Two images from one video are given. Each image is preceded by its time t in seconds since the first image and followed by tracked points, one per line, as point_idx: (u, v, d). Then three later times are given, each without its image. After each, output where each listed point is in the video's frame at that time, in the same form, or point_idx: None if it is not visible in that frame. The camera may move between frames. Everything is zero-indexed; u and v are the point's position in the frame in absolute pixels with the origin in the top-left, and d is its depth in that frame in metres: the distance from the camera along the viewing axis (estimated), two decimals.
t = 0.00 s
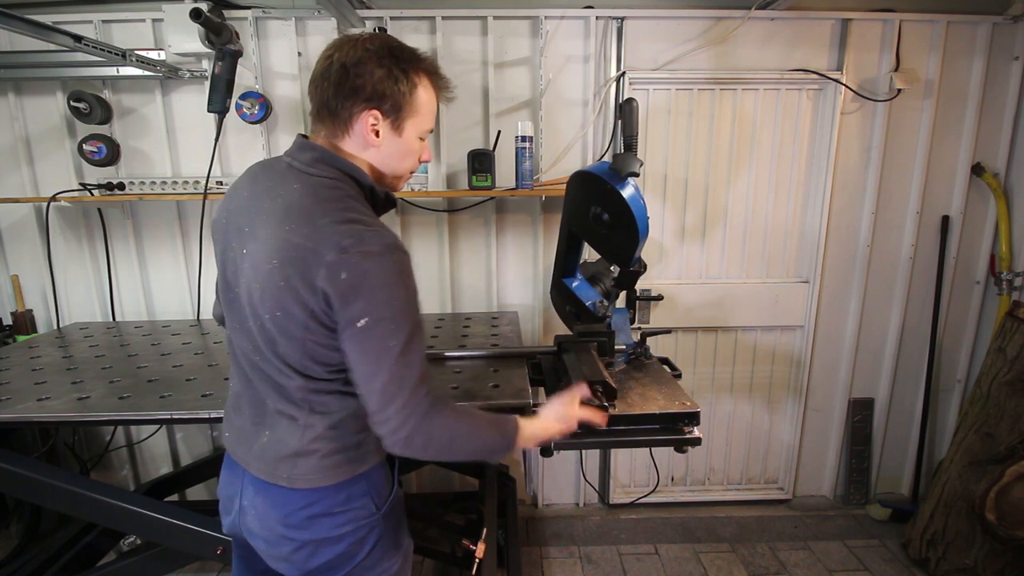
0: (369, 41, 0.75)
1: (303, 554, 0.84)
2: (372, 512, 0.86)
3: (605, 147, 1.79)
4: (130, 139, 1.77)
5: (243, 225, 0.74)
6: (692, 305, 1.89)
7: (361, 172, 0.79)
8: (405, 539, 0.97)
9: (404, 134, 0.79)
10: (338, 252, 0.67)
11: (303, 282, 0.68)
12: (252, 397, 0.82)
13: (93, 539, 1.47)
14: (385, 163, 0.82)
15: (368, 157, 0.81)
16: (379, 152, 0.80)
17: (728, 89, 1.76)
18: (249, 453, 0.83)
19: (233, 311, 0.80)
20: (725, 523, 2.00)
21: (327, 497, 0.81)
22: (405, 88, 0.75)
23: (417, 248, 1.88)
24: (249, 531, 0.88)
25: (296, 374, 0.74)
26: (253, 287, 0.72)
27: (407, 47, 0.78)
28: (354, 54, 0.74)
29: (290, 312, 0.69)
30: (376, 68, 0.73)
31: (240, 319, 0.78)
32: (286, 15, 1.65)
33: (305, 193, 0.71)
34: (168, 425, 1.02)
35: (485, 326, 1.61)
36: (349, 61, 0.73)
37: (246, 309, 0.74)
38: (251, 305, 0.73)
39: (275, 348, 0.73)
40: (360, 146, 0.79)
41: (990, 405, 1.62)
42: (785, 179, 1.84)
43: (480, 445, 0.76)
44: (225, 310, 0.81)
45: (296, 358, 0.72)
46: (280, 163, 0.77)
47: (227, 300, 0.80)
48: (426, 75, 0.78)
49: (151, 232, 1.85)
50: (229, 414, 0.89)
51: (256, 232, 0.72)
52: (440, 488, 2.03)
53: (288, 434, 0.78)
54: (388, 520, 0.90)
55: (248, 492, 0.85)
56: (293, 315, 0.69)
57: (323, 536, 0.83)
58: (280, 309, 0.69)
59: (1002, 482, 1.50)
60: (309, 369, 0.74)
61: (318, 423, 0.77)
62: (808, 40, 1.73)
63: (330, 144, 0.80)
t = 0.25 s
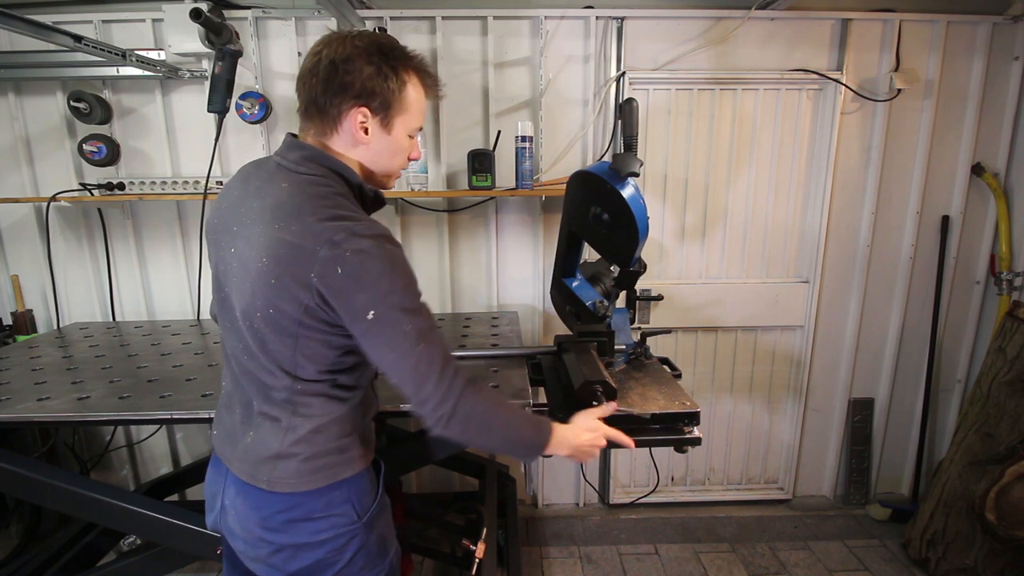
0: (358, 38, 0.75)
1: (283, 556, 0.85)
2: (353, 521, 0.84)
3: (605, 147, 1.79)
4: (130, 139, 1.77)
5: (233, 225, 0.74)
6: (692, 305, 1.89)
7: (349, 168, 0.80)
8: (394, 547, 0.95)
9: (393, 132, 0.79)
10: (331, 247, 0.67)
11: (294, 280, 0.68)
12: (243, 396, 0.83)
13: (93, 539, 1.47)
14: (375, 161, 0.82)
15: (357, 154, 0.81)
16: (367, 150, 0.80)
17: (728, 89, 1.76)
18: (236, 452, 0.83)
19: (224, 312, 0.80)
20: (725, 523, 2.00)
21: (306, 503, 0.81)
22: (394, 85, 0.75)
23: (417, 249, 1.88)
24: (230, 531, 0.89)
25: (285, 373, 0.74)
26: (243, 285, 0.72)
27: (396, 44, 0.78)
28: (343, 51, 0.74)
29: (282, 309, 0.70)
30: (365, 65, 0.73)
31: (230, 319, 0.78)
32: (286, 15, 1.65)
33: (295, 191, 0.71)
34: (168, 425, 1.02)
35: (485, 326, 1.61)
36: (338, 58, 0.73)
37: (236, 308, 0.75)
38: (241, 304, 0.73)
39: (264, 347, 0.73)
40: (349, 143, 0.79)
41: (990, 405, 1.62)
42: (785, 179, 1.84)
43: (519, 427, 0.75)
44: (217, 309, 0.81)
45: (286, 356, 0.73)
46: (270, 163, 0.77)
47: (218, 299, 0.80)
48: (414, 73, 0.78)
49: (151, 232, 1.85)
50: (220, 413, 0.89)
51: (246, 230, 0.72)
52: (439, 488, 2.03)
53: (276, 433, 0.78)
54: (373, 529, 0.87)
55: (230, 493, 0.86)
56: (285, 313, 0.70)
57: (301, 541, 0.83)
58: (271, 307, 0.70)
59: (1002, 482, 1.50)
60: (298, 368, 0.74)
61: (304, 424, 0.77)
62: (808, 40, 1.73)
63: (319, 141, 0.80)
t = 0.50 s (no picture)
0: (356, 38, 0.75)
1: (278, 555, 0.84)
2: (350, 520, 0.84)
3: (605, 147, 1.79)
4: (130, 139, 1.77)
5: (227, 226, 0.74)
6: (692, 305, 1.89)
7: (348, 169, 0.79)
8: (390, 545, 0.96)
9: (392, 131, 0.79)
10: (323, 253, 0.67)
11: (287, 284, 0.68)
12: (237, 397, 0.82)
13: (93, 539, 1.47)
14: (374, 161, 0.82)
15: (356, 154, 0.80)
16: (366, 150, 0.80)
17: (727, 89, 1.76)
18: (230, 453, 0.83)
19: (218, 313, 0.80)
20: (725, 523, 2.01)
21: (302, 502, 0.81)
22: (393, 85, 0.75)
23: (417, 249, 1.88)
24: (224, 531, 0.89)
25: (278, 375, 0.74)
26: (236, 287, 0.72)
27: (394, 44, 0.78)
28: (342, 50, 0.74)
29: (275, 313, 0.70)
30: (364, 64, 0.73)
31: (225, 320, 0.78)
32: (286, 15, 1.65)
33: (290, 193, 0.71)
34: (168, 425, 1.02)
35: (484, 326, 1.61)
36: (337, 57, 0.73)
37: (229, 309, 0.75)
38: (235, 306, 0.73)
39: (256, 349, 0.73)
40: (348, 143, 0.78)
41: (990, 405, 1.62)
42: (785, 179, 1.84)
43: (524, 421, 0.76)
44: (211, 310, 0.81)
45: (279, 358, 0.73)
46: (266, 163, 0.77)
47: (211, 300, 0.80)
48: (413, 72, 0.79)
49: (151, 232, 1.85)
50: (214, 414, 0.89)
51: (239, 232, 0.72)
52: (439, 488, 2.03)
53: (270, 435, 0.78)
54: (368, 527, 0.88)
55: (226, 492, 0.86)
56: (278, 316, 0.70)
57: (295, 540, 0.83)
58: (264, 310, 0.70)
59: (1002, 482, 1.50)
60: (291, 370, 0.74)
61: (298, 425, 0.77)
62: (808, 40, 1.73)
63: (317, 141, 0.80)
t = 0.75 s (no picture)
0: (357, 39, 0.75)
1: (282, 555, 0.84)
2: (352, 518, 0.84)
3: (605, 147, 1.79)
4: (130, 139, 1.77)
5: (226, 229, 0.74)
6: (692, 305, 1.89)
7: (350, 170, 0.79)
8: (393, 543, 0.96)
9: (393, 132, 0.79)
10: (320, 258, 0.67)
11: (286, 287, 0.68)
12: (235, 399, 0.82)
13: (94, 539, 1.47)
14: (374, 162, 0.82)
15: (356, 155, 0.81)
16: (366, 151, 0.80)
17: (727, 89, 1.76)
18: (230, 454, 0.83)
19: (217, 315, 0.80)
20: (725, 523, 2.01)
21: (305, 502, 0.81)
22: (394, 86, 0.75)
23: (417, 249, 1.88)
24: (228, 531, 0.89)
25: (277, 378, 0.74)
26: (235, 289, 0.72)
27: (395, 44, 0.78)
28: (342, 51, 0.74)
29: (274, 316, 0.70)
30: (364, 65, 0.73)
31: (224, 322, 0.78)
32: (286, 15, 1.65)
33: (288, 195, 0.71)
34: (168, 425, 1.02)
35: (484, 326, 1.61)
36: (337, 58, 0.73)
37: (228, 312, 0.75)
38: (234, 308, 0.73)
39: (256, 351, 0.73)
40: (349, 144, 0.78)
41: (990, 405, 1.62)
42: (785, 179, 1.84)
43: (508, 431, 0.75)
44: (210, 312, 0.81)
45: (278, 361, 0.73)
46: (264, 164, 0.77)
47: (211, 302, 0.80)
48: (414, 73, 0.79)
49: (151, 232, 1.85)
50: (213, 415, 0.89)
51: (238, 235, 0.72)
52: (439, 488, 2.03)
53: (269, 438, 0.78)
54: (371, 525, 0.88)
55: (228, 492, 0.86)
56: (277, 320, 0.70)
57: (300, 539, 0.83)
58: (263, 313, 0.70)
59: (1002, 482, 1.50)
60: (290, 373, 0.74)
61: (299, 427, 0.77)
62: (808, 40, 1.73)
63: (318, 142, 0.80)
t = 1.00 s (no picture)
0: (358, 37, 0.75)
1: (293, 554, 0.84)
2: (362, 513, 0.84)
3: (605, 147, 1.79)
4: (130, 139, 1.77)
5: (232, 230, 0.74)
6: (692, 305, 1.89)
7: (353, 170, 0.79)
8: (398, 539, 0.96)
9: (395, 131, 0.79)
10: (334, 258, 0.67)
11: (297, 290, 0.68)
12: (242, 401, 0.82)
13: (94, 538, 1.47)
14: (378, 161, 0.82)
15: (360, 155, 0.81)
16: (369, 151, 0.80)
17: (728, 89, 1.76)
18: (237, 455, 0.83)
19: (222, 316, 0.80)
20: (725, 523, 2.01)
21: (315, 500, 0.81)
22: (395, 85, 0.75)
23: (417, 249, 1.88)
24: (237, 532, 0.88)
25: (286, 379, 0.75)
26: (243, 291, 0.72)
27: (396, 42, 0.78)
28: (343, 51, 0.74)
29: (284, 318, 0.69)
30: (365, 64, 0.73)
31: (230, 323, 0.78)
32: (286, 15, 1.65)
33: (297, 197, 0.71)
34: (168, 425, 1.02)
35: (485, 326, 1.61)
36: (338, 57, 0.73)
37: (235, 313, 0.75)
38: (241, 310, 0.73)
39: (264, 353, 0.73)
40: (352, 144, 0.79)
41: (990, 405, 1.62)
42: (785, 179, 1.84)
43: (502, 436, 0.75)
44: (215, 313, 0.81)
45: (287, 363, 0.73)
46: (268, 164, 0.77)
47: (215, 303, 0.80)
48: (416, 71, 0.78)
49: (151, 232, 1.85)
50: (217, 416, 0.89)
51: (246, 236, 0.72)
52: (440, 488, 2.03)
53: (279, 438, 0.78)
54: (379, 521, 0.88)
55: (235, 493, 0.86)
56: (287, 322, 0.70)
57: (311, 538, 0.83)
58: (272, 315, 0.70)
59: (1002, 482, 1.50)
60: (298, 374, 0.74)
61: (309, 427, 0.77)
62: (808, 40, 1.73)
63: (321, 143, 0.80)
